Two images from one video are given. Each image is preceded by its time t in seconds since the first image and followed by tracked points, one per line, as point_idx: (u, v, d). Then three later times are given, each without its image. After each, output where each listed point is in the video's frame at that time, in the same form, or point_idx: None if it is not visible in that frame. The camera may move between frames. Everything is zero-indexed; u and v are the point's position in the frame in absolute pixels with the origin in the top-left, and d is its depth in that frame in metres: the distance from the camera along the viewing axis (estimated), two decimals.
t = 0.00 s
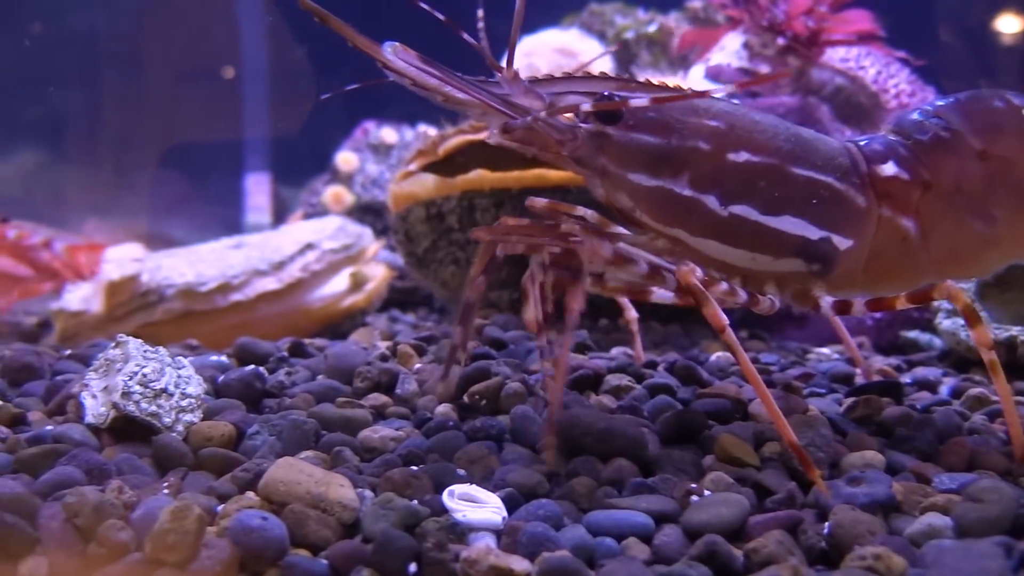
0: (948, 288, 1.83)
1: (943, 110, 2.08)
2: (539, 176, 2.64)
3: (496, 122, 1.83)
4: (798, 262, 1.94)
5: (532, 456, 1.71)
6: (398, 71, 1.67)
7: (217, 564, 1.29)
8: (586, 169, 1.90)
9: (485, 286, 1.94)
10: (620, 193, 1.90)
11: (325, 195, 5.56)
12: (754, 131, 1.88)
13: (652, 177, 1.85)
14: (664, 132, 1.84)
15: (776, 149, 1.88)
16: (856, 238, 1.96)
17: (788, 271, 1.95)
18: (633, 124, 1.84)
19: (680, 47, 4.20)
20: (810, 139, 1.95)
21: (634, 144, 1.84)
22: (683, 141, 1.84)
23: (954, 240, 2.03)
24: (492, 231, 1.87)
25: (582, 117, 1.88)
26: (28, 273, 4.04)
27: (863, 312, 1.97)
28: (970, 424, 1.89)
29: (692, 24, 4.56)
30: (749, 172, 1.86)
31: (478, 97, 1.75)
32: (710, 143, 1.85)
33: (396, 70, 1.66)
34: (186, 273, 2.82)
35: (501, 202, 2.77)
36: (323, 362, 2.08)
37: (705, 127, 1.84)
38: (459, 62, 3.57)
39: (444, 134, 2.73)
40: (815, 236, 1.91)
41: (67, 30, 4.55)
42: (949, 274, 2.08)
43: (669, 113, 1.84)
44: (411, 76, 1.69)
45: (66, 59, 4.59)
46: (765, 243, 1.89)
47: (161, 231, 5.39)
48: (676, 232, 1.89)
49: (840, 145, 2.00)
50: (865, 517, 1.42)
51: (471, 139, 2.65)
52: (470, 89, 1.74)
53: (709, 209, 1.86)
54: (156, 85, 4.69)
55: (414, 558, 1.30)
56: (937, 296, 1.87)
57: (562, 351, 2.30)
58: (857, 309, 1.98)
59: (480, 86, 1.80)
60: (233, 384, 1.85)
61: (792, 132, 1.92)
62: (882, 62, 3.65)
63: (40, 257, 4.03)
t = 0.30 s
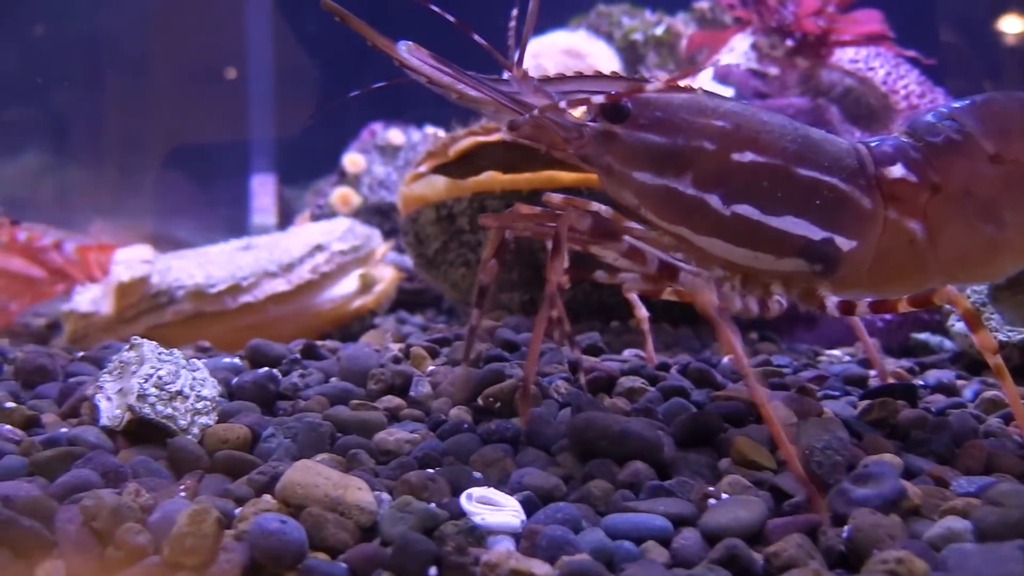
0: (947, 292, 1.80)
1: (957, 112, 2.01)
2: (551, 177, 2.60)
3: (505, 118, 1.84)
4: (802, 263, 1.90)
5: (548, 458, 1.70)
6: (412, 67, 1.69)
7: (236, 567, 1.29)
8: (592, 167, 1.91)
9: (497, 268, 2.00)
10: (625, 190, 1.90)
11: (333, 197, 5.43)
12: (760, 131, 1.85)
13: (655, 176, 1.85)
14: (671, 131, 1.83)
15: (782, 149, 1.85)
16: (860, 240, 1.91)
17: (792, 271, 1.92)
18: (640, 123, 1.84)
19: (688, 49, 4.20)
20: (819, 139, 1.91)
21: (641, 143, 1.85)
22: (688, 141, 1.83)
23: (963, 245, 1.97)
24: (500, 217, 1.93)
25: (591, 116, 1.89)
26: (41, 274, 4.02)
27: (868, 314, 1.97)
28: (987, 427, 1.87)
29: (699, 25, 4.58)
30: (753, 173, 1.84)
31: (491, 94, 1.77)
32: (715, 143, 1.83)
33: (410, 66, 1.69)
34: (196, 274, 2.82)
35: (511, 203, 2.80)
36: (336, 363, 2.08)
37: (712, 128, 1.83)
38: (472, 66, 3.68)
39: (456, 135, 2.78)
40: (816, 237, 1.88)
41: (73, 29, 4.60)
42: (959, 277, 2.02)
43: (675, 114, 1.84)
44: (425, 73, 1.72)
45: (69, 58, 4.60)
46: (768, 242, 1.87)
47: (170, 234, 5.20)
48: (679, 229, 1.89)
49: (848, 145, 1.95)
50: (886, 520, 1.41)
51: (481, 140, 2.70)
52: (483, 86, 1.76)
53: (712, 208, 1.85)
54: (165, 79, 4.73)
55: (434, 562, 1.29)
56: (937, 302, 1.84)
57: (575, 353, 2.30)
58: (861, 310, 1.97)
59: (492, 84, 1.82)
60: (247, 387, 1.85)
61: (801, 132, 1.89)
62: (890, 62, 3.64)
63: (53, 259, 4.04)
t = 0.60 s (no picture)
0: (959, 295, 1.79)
1: (975, 112, 1.98)
2: (564, 176, 2.59)
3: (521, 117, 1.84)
4: (813, 262, 1.89)
5: (564, 459, 1.70)
6: (431, 68, 1.71)
7: (256, 568, 1.28)
8: (605, 164, 1.91)
9: (514, 259, 2.05)
10: (638, 187, 1.90)
11: (341, 197, 5.42)
12: (772, 131, 1.84)
13: (667, 174, 1.85)
14: (683, 130, 1.84)
15: (794, 148, 1.84)
16: (871, 239, 1.89)
17: (803, 270, 1.90)
18: (654, 123, 1.85)
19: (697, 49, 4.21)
20: (832, 138, 1.89)
21: (654, 142, 1.85)
22: (700, 140, 1.83)
23: (976, 246, 1.95)
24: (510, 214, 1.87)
25: (606, 115, 1.91)
26: (59, 272, 4.18)
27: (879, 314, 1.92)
28: (1005, 429, 1.86)
29: (708, 25, 4.67)
30: (765, 172, 1.83)
31: (509, 94, 1.78)
32: (726, 142, 1.83)
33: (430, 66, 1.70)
34: (206, 274, 2.82)
35: (525, 203, 2.78)
36: (350, 364, 2.08)
37: (724, 127, 1.83)
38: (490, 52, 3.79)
39: (467, 134, 2.78)
40: (827, 236, 1.86)
41: (78, 31, 4.60)
42: (972, 278, 2.00)
43: (687, 113, 1.84)
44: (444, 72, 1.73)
45: (73, 57, 4.61)
46: (779, 241, 1.86)
47: (178, 234, 5.13)
48: (690, 228, 1.88)
49: (862, 145, 1.94)
50: (907, 523, 1.40)
51: (494, 141, 2.70)
52: (501, 86, 1.77)
53: (723, 206, 1.84)
54: (171, 79, 4.79)
55: (455, 563, 1.29)
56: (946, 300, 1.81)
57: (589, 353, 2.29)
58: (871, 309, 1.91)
59: (508, 83, 1.83)
60: (263, 388, 1.85)
61: (814, 131, 1.88)
62: (902, 63, 3.64)
63: (70, 256, 4.17)
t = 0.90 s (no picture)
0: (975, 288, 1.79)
1: (987, 113, 1.98)
2: (572, 177, 2.58)
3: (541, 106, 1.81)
4: (828, 257, 1.88)
5: (574, 461, 1.69)
6: (449, 53, 1.73)
7: (267, 569, 1.27)
8: (622, 155, 1.90)
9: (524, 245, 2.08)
10: (654, 178, 1.89)
11: (346, 198, 5.42)
12: (790, 125, 1.84)
13: (684, 167, 1.85)
14: (701, 123, 1.83)
15: (812, 143, 1.84)
16: (887, 235, 1.88)
17: (817, 264, 1.89)
18: (673, 115, 1.84)
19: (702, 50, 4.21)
20: (848, 134, 1.89)
21: (672, 134, 1.84)
22: (718, 133, 1.83)
23: (988, 245, 1.95)
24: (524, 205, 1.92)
25: (625, 106, 1.90)
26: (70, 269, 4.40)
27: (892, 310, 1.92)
28: (1015, 430, 1.86)
29: (713, 25, 4.67)
30: (782, 166, 1.83)
31: (529, 81, 1.76)
32: (745, 136, 1.82)
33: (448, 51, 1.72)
34: (212, 275, 2.82)
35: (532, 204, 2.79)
36: (358, 365, 2.07)
37: (742, 121, 1.83)
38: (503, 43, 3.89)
39: (475, 135, 2.77)
40: (842, 231, 1.85)
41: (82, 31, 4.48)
42: (983, 278, 2.00)
43: (706, 107, 1.84)
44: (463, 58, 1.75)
45: (78, 56, 4.49)
46: (795, 234, 1.85)
47: (181, 234, 5.19)
48: (706, 221, 1.87)
49: (877, 142, 1.93)
50: (919, 524, 1.39)
51: (501, 141, 2.68)
52: (523, 73, 1.76)
53: (740, 199, 1.83)
54: (173, 80, 4.86)
55: (467, 564, 1.28)
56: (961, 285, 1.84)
57: (597, 354, 2.29)
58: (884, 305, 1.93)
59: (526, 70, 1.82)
60: (272, 388, 1.84)
61: (832, 126, 1.89)
62: (909, 63, 3.65)
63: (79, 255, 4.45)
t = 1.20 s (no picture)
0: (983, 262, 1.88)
1: (997, 119, 1.99)
2: (574, 180, 2.59)
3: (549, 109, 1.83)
4: (831, 259, 1.88)
5: (575, 463, 1.69)
6: (463, 55, 1.78)
7: (268, 570, 1.28)
8: (628, 156, 1.90)
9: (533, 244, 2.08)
10: (660, 179, 1.90)
11: (347, 199, 5.43)
12: (795, 128, 1.84)
13: (689, 168, 1.85)
14: (707, 124, 1.83)
15: (817, 146, 1.84)
16: (890, 239, 1.88)
17: (820, 266, 1.89)
18: (680, 117, 1.85)
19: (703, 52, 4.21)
20: (853, 137, 1.89)
21: (678, 136, 1.85)
22: (724, 135, 1.83)
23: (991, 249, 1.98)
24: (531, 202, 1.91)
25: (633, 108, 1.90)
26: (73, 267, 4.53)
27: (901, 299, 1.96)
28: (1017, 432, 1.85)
29: (714, 28, 4.68)
30: (786, 169, 1.83)
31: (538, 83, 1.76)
32: (749, 138, 1.82)
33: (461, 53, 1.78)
34: (213, 276, 2.82)
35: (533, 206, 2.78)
36: (360, 366, 2.08)
37: (746, 123, 1.83)
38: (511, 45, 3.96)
39: (475, 137, 2.80)
40: (845, 233, 1.85)
41: (80, 30, 4.52)
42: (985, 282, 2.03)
43: (712, 109, 1.84)
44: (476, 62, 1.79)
45: (82, 57, 4.57)
46: (798, 236, 1.85)
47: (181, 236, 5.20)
48: (711, 222, 1.88)
49: (884, 146, 1.93)
50: (921, 527, 1.39)
51: (503, 143, 2.70)
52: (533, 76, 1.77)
53: (743, 201, 1.83)
54: (174, 80, 4.75)
55: (468, 566, 1.29)
56: (959, 257, 1.90)
57: (599, 356, 2.29)
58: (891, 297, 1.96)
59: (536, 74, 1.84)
60: (273, 390, 1.84)
61: (838, 129, 1.89)
62: (910, 66, 3.66)
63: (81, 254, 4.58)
